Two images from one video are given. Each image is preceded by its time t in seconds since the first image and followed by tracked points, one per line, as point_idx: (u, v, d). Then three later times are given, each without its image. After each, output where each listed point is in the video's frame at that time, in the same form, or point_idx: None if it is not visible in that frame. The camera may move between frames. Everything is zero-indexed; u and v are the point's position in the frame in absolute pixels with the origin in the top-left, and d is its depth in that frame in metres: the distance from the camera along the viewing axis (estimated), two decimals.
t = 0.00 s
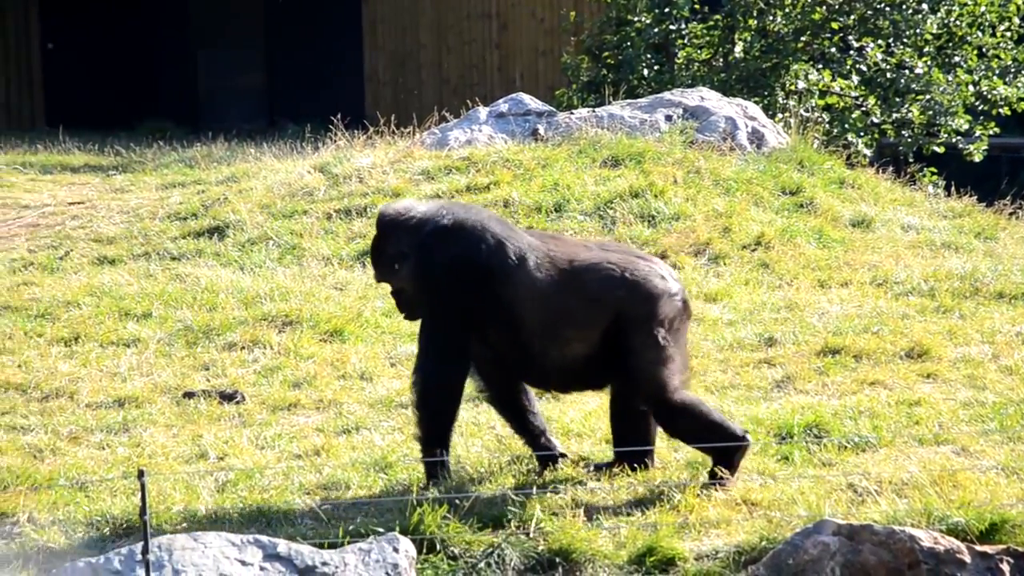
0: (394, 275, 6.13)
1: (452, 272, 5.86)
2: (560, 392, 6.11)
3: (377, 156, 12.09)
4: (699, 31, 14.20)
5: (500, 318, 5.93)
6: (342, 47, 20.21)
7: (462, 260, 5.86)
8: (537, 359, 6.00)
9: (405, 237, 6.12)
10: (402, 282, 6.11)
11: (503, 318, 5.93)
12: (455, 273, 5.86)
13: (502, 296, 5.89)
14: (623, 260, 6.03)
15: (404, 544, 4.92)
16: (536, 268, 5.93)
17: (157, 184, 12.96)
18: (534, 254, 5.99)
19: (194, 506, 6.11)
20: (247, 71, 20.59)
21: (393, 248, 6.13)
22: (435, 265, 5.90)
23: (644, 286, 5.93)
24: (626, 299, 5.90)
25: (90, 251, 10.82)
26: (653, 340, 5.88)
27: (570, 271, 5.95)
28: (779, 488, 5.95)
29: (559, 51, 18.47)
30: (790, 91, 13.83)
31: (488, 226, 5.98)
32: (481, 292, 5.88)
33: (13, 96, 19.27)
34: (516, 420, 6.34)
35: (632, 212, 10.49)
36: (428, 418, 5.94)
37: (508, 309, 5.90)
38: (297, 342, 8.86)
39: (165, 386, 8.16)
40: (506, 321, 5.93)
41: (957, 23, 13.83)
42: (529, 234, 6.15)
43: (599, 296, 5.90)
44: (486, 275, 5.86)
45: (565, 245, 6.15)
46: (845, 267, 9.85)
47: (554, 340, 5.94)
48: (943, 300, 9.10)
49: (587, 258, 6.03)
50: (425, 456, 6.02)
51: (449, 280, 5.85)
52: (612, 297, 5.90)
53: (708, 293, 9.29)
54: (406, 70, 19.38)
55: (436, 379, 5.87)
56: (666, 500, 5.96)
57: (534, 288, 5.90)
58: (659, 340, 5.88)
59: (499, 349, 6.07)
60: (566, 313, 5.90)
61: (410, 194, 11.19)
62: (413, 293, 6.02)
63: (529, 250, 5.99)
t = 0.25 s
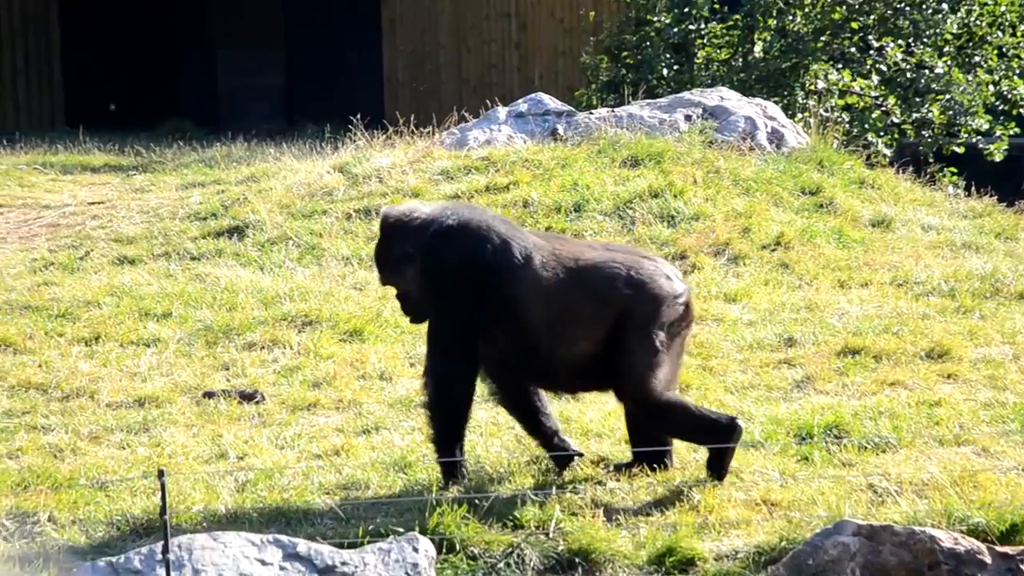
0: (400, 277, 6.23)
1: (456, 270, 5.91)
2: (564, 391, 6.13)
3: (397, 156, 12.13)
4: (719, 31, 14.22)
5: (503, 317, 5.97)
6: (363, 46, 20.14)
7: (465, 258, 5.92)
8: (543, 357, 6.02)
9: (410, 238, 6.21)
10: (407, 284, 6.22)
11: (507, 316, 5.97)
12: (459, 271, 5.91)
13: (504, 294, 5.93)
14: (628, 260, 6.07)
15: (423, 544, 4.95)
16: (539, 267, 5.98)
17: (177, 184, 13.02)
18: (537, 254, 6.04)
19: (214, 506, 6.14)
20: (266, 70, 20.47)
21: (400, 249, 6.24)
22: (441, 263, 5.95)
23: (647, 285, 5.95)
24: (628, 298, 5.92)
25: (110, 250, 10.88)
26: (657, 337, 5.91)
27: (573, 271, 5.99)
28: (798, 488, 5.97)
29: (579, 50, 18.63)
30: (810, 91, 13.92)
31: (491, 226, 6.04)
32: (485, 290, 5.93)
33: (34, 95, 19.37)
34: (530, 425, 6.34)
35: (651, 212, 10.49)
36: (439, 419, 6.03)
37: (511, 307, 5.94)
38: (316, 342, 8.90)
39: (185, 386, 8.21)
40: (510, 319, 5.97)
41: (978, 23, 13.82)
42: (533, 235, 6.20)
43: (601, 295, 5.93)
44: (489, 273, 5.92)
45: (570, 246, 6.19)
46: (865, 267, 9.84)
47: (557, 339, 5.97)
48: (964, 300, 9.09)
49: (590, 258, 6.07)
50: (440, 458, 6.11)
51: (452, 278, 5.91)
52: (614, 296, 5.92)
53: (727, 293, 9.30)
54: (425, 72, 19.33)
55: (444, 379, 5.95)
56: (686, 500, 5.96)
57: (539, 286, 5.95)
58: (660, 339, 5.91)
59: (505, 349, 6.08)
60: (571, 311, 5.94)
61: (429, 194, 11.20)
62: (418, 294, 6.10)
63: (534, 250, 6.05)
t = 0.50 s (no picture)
0: (415, 278, 6.25)
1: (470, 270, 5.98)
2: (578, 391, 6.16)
3: (420, 156, 12.17)
4: (743, 30, 14.25)
5: (517, 316, 6.01)
6: (387, 45, 20.18)
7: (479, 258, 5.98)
8: (557, 356, 6.06)
9: (424, 239, 6.24)
10: (422, 284, 6.22)
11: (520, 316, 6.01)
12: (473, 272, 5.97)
13: (518, 294, 5.98)
14: (640, 257, 6.11)
15: (447, 543, 4.98)
16: (551, 267, 6.02)
17: (201, 183, 13.09)
18: (549, 254, 6.08)
19: (237, 505, 6.18)
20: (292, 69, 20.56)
21: (414, 251, 6.25)
22: (456, 265, 6.04)
23: (659, 283, 5.98)
24: (640, 296, 5.94)
25: (134, 250, 10.95)
26: (668, 333, 5.94)
27: (585, 270, 6.03)
28: (822, 488, 5.98)
29: (603, 49, 18.73)
30: (834, 91, 13.92)
31: (504, 227, 6.09)
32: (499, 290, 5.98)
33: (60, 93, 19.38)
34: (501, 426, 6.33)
35: (675, 211, 10.50)
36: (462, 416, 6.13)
37: (524, 306, 5.98)
38: (340, 341, 8.94)
39: (209, 385, 8.27)
40: (523, 319, 6.01)
41: (1003, 21, 13.79)
42: (546, 236, 6.24)
43: (613, 293, 5.96)
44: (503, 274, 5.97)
45: (582, 246, 6.23)
46: (889, 267, 9.82)
47: (570, 338, 6.00)
48: (988, 300, 9.07)
49: (603, 257, 6.10)
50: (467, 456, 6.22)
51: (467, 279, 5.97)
52: (626, 294, 5.95)
53: (751, 292, 9.30)
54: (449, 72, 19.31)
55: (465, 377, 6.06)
56: (710, 500, 5.97)
57: (552, 285, 5.98)
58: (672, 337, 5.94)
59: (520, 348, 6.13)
60: (585, 309, 5.96)
61: (453, 194, 11.21)
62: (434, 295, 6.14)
63: (546, 250, 6.09)
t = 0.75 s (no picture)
0: (422, 277, 6.15)
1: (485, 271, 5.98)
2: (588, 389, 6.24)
3: (443, 155, 12.22)
4: (765, 29, 14.19)
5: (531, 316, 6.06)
6: (408, 44, 20.26)
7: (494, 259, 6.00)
8: (569, 353, 6.13)
9: (432, 239, 6.16)
10: (430, 284, 6.14)
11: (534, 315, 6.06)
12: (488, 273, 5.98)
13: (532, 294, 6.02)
14: (646, 256, 6.25)
15: (470, 542, 5.03)
16: (563, 267, 6.09)
17: (224, 182, 13.17)
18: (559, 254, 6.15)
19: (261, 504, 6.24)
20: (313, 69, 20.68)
21: (420, 250, 6.16)
22: (468, 265, 6.02)
23: (670, 282, 6.13)
24: (653, 295, 6.08)
25: (158, 249, 11.04)
26: (680, 330, 6.09)
27: (596, 270, 6.12)
28: (846, 487, 6.00)
29: (625, 49, 18.92)
30: (857, 90, 13.89)
31: (513, 227, 6.12)
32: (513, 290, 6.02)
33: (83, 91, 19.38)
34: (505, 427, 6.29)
35: (698, 210, 10.52)
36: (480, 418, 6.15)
37: (539, 306, 6.03)
38: (363, 341, 9.00)
39: (233, 384, 8.33)
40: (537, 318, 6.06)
41: None
42: (551, 235, 6.30)
43: (626, 292, 6.08)
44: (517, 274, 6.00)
45: (587, 245, 6.31)
46: (912, 266, 9.82)
47: (584, 336, 6.08)
48: (1012, 299, 9.06)
49: (611, 257, 6.21)
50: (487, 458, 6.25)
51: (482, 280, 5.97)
52: (639, 293, 6.08)
53: (773, 292, 9.32)
54: (472, 71, 19.29)
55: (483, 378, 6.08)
56: (732, 499, 6.00)
57: (564, 284, 6.05)
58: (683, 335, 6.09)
59: (530, 346, 6.19)
60: (597, 307, 6.05)
61: (475, 193, 11.23)
62: (445, 295, 6.10)
63: (557, 250, 6.15)
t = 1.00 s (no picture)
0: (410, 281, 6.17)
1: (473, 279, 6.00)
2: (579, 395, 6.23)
3: (465, 155, 12.26)
4: (789, 28, 14.23)
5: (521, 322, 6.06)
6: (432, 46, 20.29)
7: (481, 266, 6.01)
8: (560, 360, 6.12)
9: (420, 243, 6.18)
10: (418, 289, 6.15)
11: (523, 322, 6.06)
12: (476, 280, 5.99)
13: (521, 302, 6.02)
14: (635, 263, 6.24)
15: (492, 542, 5.05)
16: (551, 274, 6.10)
17: (247, 182, 13.24)
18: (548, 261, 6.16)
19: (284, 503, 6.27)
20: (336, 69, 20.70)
21: (410, 254, 6.18)
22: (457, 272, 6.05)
23: (659, 288, 6.12)
24: (642, 302, 6.07)
25: (181, 248, 11.11)
26: (671, 336, 6.06)
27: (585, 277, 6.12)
28: (869, 488, 6.00)
29: (648, 49, 18.83)
30: (880, 88, 13.79)
31: (501, 236, 6.13)
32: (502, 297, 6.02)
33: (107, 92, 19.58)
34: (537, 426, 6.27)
35: (720, 209, 10.53)
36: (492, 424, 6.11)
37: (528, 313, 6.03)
38: (385, 340, 9.05)
39: (256, 383, 8.39)
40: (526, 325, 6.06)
41: None
42: (540, 241, 6.30)
43: (616, 298, 6.07)
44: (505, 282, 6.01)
45: (577, 252, 6.31)
46: (936, 265, 9.81)
47: (574, 342, 6.08)
48: None
49: (602, 264, 6.21)
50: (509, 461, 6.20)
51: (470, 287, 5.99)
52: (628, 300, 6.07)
53: (796, 291, 9.32)
54: (494, 71, 19.43)
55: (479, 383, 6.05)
56: (754, 499, 6.00)
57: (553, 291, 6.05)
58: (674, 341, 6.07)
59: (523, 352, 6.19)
60: (587, 314, 6.05)
61: (497, 193, 11.25)
62: (434, 301, 6.12)
63: (545, 257, 6.16)
